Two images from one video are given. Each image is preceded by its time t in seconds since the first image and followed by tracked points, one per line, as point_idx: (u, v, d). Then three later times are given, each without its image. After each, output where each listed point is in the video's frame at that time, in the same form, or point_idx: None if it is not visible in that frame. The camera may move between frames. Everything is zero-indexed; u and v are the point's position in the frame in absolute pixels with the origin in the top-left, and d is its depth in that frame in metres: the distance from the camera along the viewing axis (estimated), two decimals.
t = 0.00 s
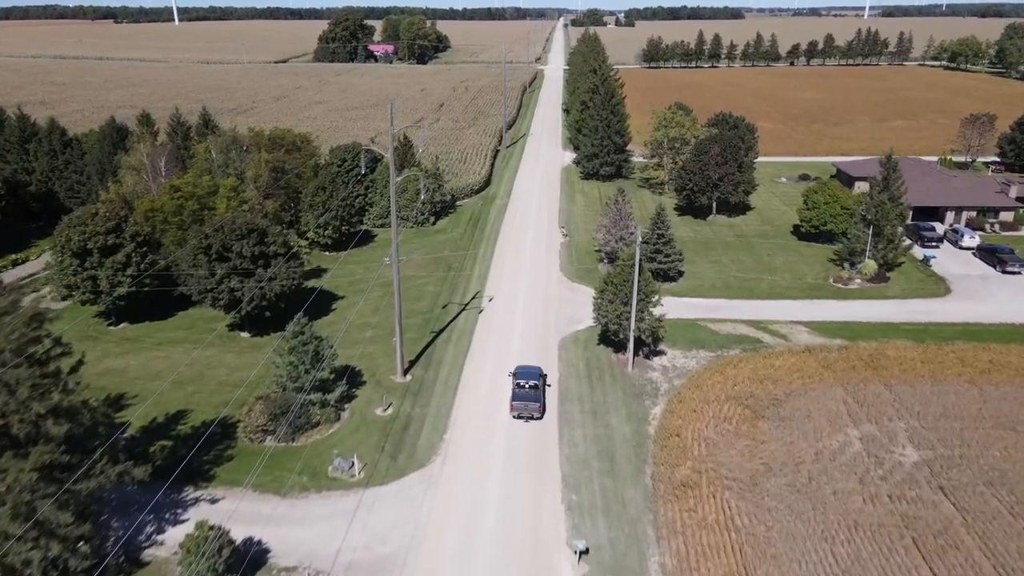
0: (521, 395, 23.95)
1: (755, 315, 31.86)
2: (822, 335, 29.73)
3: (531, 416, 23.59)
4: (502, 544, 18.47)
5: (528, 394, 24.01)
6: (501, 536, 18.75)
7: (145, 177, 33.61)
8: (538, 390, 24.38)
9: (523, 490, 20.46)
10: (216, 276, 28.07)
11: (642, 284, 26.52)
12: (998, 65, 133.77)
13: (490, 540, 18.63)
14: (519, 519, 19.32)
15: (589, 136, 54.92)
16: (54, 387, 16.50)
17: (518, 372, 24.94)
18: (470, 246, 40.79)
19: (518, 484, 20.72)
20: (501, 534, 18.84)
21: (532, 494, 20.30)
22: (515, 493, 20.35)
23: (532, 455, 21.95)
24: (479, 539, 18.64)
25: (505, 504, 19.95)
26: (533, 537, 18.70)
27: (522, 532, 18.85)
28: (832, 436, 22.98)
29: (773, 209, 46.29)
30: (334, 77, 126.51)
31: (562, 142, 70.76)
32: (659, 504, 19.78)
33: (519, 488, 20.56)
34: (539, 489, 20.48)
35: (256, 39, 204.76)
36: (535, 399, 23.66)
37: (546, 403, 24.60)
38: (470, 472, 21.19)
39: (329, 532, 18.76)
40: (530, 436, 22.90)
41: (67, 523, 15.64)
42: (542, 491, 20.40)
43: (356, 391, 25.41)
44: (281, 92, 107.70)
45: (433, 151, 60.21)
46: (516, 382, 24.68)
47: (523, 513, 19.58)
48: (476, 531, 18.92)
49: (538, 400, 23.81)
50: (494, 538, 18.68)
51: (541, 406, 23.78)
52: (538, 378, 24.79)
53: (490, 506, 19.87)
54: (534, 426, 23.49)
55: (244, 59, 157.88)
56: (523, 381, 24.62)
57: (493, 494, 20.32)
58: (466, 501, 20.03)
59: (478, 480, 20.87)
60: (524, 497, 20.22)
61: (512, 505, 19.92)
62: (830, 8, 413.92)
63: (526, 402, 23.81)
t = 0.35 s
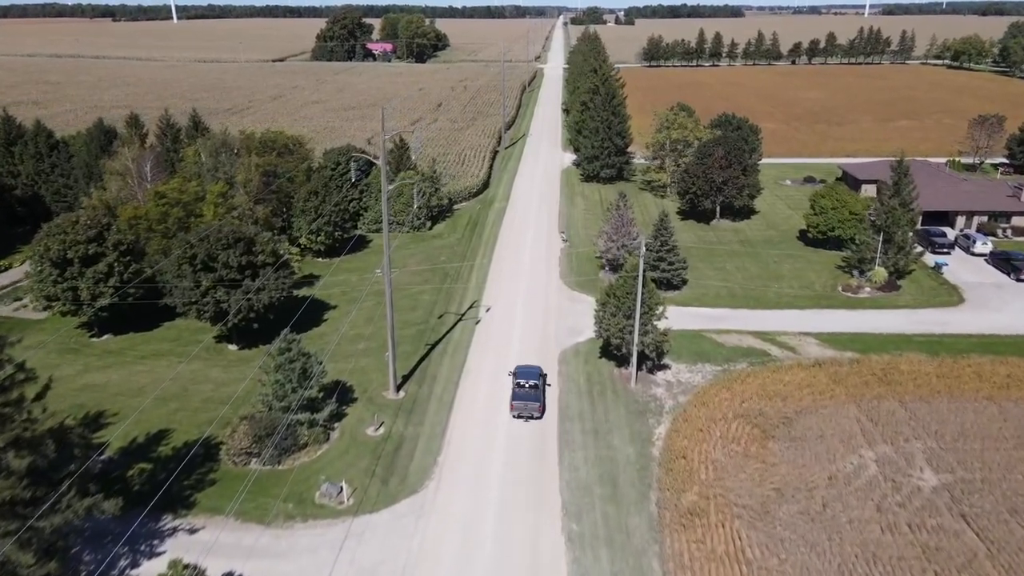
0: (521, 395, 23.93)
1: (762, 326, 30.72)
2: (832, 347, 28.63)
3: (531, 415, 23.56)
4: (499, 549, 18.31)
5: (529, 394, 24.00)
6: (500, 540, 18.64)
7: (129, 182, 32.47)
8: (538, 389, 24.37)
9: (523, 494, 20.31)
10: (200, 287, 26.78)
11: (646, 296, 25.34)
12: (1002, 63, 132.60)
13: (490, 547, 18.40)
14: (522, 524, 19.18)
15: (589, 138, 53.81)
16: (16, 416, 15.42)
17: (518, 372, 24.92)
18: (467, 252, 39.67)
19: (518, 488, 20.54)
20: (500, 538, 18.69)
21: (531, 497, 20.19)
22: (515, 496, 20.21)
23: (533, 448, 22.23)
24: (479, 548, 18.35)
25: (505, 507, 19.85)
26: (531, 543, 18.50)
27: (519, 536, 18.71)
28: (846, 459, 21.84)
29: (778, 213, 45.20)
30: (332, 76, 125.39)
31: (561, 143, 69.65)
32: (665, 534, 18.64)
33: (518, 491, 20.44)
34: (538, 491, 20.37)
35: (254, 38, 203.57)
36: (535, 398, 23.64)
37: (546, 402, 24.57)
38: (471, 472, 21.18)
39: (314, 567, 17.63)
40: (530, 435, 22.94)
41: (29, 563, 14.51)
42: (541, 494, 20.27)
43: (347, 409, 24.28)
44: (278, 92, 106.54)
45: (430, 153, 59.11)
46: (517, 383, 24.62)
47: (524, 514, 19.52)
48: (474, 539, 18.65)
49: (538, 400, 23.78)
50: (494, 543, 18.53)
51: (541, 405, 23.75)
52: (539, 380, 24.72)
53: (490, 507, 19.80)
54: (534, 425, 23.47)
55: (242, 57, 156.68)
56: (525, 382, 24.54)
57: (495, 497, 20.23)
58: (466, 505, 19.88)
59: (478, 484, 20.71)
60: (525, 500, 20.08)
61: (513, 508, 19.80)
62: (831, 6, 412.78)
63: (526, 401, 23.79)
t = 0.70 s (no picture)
0: (521, 393, 23.81)
1: (771, 339, 29.43)
2: (845, 362, 27.40)
3: (531, 413, 23.48)
4: (495, 551, 18.16)
5: (528, 392, 23.92)
6: (499, 539, 18.57)
7: (112, 188, 31.31)
8: (537, 388, 24.27)
9: (522, 495, 20.14)
10: (182, 299, 25.55)
11: (650, 311, 24.06)
12: (1006, 62, 131.34)
13: (488, 551, 18.16)
14: (522, 524, 19.05)
15: (590, 140, 52.58)
16: None
17: (518, 370, 24.82)
18: (464, 259, 38.43)
19: (518, 490, 20.35)
20: (498, 538, 18.60)
21: (530, 496, 20.10)
22: (515, 498, 20.01)
23: (532, 445, 22.28)
24: (478, 551, 18.15)
25: (504, 508, 19.67)
26: (527, 547, 18.26)
27: (513, 540, 18.51)
28: (864, 485, 20.61)
29: (784, 218, 43.96)
30: (329, 75, 124.03)
31: (561, 145, 68.35)
32: (674, 570, 17.40)
33: (518, 492, 20.26)
34: (535, 489, 20.29)
35: (252, 37, 202.01)
36: (535, 397, 23.55)
37: (546, 401, 24.48)
38: (473, 471, 21.13)
39: None
40: (530, 433, 22.89)
41: None
42: (539, 493, 20.18)
43: (336, 430, 23.02)
44: (274, 91, 105.16)
45: (427, 155, 57.86)
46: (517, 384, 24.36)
47: (524, 514, 19.40)
48: (473, 543, 18.40)
49: (538, 398, 23.71)
50: (491, 544, 18.39)
51: (541, 403, 23.65)
52: (538, 381, 24.50)
53: (489, 509, 19.61)
54: (534, 424, 23.39)
55: (239, 56, 155.23)
56: (524, 383, 24.28)
57: (494, 498, 20.07)
58: (465, 507, 19.68)
59: (478, 484, 20.58)
60: (525, 500, 19.95)
61: (512, 508, 19.63)
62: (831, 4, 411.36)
63: (526, 400, 23.69)
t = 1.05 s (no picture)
0: (522, 393, 23.80)
1: (780, 352, 28.29)
2: (857, 378, 26.29)
3: (531, 413, 23.48)
4: (494, 554, 18.03)
5: (529, 392, 23.91)
6: (498, 539, 18.52)
7: (95, 195, 30.34)
8: (538, 388, 24.25)
9: (522, 498, 20.02)
10: (164, 313, 24.40)
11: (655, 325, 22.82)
12: (1009, 62, 130.17)
13: (487, 553, 18.08)
14: (522, 525, 18.98)
15: (591, 143, 51.51)
16: None
17: (519, 370, 24.79)
18: (461, 267, 37.31)
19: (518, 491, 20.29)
20: (498, 539, 18.55)
21: (530, 496, 20.08)
22: (515, 500, 19.94)
23: (531, 445, 22.28)
24: (478, 553, 18.07)
25: (505, 511, 19.57)
26: (526, 550, 18.17)
27: (511, 541, 18.44)
28: (882, 513, 19.53)
29: (790, 224, 42.83)
30: (327, 75, 122.89)
31: (562, 147, 67.23)
32: None
33: (518, 493, 20.23)
34: (535, 490, 20.26)
35: (250, 36, 200.90)
36: (535, 396, 23.57)
37: (546, 401, 24.45)
38: (474, 471, 21.10)
39: None
40: (531, 433, 22.90)
41: None
42: (539, 494, 20.17)
43: (325, 452, 21.91)
44: (271, 92, 104.03)
45: (425, 158, 56.77)
46: (516, 384, 24.35)
47: (523, 515, 19.37)
48: (472, 548, 18.25)
49: (539, 398, 23.72)
50: (489, 546, 18.30)
51: (541, 403, 23.68)
52: (538, 379, 24.51)
53: (489, 516, 19.35)
54: (534, 424, 23.38)
55: (237, 56, 154.14)
56: (524, 381, 24.31)
57: (495, 499, 20.02)
58: (464, 513, 19.47)
59: (478, 486, 20.49)
60: (524, 500, 19.94)
61: (512, 512, 19.48)
62: (833, 5, 410.17)
63: (527, 399, 23.70)
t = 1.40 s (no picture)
0: (522, 392, 23.80)
1: (790, 368, 27.00)
2: (872, 396, 25.07)
3: (532, 412, 23.51)
4: (494, 555, 17.94)
5: (529, 391, 23.89)
6: (498, 539, 18.50)
7: (75, 202, 29.51)
8: (538, 387, 24.20)
9: (522, 497, 20.02)
10: (143, 330, 23.17)
11: (661, 345, 21.50)
12: (1014, 62, 128.84)
13: (486, 553, 18.05)
14: (522, 525, 18.95)
15: (592, 146, 50.26)
16: None
17: (520, 370, 24.80)
18: (458, 275, 36.05)
19: (518, 490, 20.28)
20: (498, 539, 18.53)
21: (530, 495, 20.08)
22: (515, 500, 19.89)
23: (531, 444, 22.28)
24: (478, 552, 18.06)
25: (505, 512, 19.50)
26: (525, 549, 18.14)
27: (511, 541, 18.40)
28: (905, 548, 18.34)
29: (797, 231, 41.59)
30: (326, 76, 121.65)
31: (562, 149, 65.98)
32: None
33: (518, 492, 20.21)
34: (536, 490, 20.22)
35: (248, 36, 199.67)
36: (536, 396, 23.58)
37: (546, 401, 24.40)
38: (475, 468, 21.20)
39: None
40: (532, 433, 22.87)
41: None
42: (539, 493, 20.15)
43: (311, 478, 20.64)
44: (268, 93, 102.87)
45: (422, 161, 55.53)
46: (517, 380, 24.48)
47: (524, 515, 19.35)
48: (471, 551, 18.12)
49: (539, 397, 23.73)
50: (489, 547, 18.20)
51: (542, 402, 23.69)
52: (538, 377, 24.57)
53: (490, 517, 19.31)
54: (534, 424, 23.40)
55: (234, 56, 152.91)
56: (524, 379, 24.38)
57: (496, 498, 20.03)
58: (463, 519, 19.20)
59: (478, 488, 20.41)
60: (524, 500, 19.90)
61: (513, 511, 19.50)
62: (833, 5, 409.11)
63: (527, 398, 23.71)
